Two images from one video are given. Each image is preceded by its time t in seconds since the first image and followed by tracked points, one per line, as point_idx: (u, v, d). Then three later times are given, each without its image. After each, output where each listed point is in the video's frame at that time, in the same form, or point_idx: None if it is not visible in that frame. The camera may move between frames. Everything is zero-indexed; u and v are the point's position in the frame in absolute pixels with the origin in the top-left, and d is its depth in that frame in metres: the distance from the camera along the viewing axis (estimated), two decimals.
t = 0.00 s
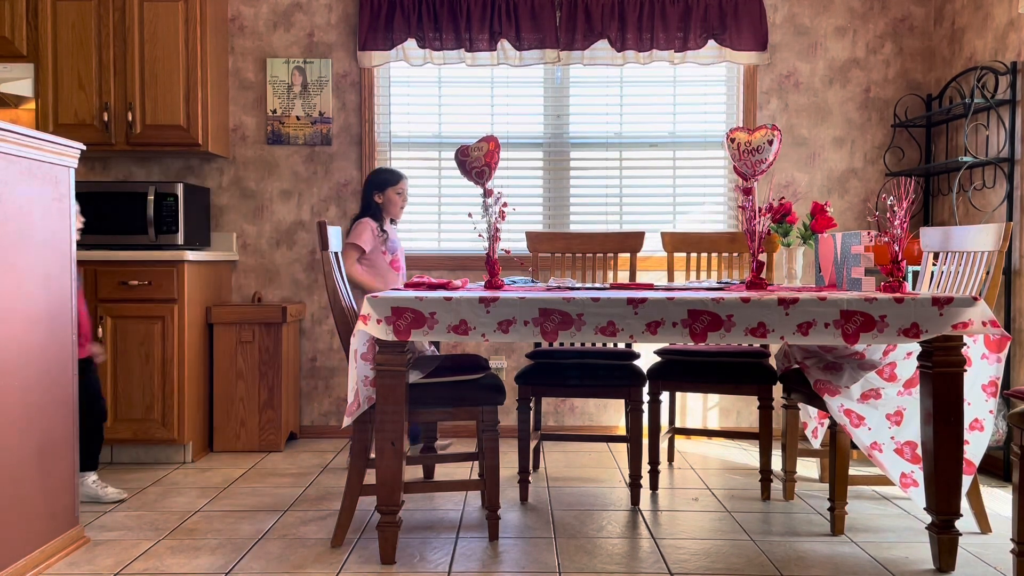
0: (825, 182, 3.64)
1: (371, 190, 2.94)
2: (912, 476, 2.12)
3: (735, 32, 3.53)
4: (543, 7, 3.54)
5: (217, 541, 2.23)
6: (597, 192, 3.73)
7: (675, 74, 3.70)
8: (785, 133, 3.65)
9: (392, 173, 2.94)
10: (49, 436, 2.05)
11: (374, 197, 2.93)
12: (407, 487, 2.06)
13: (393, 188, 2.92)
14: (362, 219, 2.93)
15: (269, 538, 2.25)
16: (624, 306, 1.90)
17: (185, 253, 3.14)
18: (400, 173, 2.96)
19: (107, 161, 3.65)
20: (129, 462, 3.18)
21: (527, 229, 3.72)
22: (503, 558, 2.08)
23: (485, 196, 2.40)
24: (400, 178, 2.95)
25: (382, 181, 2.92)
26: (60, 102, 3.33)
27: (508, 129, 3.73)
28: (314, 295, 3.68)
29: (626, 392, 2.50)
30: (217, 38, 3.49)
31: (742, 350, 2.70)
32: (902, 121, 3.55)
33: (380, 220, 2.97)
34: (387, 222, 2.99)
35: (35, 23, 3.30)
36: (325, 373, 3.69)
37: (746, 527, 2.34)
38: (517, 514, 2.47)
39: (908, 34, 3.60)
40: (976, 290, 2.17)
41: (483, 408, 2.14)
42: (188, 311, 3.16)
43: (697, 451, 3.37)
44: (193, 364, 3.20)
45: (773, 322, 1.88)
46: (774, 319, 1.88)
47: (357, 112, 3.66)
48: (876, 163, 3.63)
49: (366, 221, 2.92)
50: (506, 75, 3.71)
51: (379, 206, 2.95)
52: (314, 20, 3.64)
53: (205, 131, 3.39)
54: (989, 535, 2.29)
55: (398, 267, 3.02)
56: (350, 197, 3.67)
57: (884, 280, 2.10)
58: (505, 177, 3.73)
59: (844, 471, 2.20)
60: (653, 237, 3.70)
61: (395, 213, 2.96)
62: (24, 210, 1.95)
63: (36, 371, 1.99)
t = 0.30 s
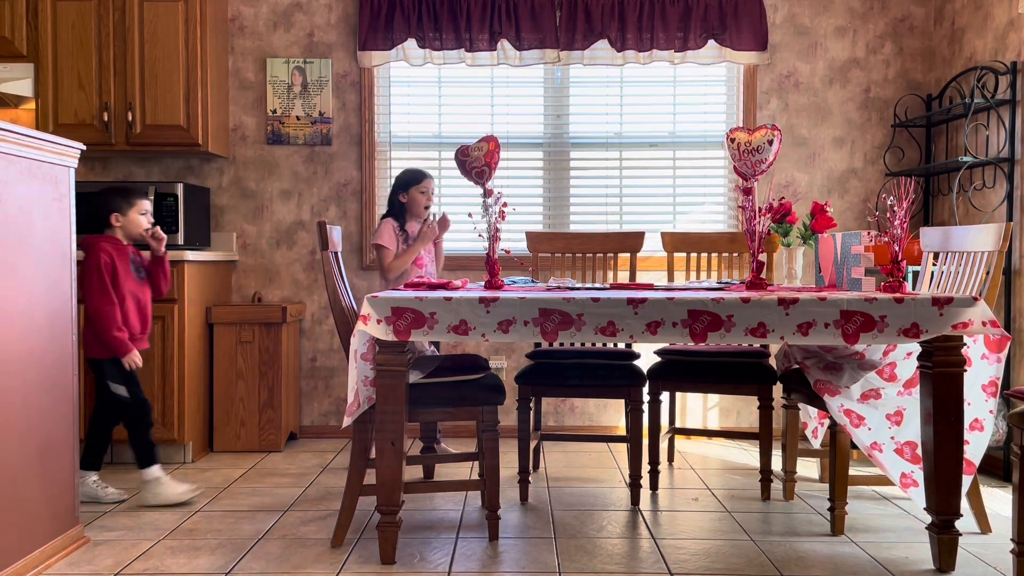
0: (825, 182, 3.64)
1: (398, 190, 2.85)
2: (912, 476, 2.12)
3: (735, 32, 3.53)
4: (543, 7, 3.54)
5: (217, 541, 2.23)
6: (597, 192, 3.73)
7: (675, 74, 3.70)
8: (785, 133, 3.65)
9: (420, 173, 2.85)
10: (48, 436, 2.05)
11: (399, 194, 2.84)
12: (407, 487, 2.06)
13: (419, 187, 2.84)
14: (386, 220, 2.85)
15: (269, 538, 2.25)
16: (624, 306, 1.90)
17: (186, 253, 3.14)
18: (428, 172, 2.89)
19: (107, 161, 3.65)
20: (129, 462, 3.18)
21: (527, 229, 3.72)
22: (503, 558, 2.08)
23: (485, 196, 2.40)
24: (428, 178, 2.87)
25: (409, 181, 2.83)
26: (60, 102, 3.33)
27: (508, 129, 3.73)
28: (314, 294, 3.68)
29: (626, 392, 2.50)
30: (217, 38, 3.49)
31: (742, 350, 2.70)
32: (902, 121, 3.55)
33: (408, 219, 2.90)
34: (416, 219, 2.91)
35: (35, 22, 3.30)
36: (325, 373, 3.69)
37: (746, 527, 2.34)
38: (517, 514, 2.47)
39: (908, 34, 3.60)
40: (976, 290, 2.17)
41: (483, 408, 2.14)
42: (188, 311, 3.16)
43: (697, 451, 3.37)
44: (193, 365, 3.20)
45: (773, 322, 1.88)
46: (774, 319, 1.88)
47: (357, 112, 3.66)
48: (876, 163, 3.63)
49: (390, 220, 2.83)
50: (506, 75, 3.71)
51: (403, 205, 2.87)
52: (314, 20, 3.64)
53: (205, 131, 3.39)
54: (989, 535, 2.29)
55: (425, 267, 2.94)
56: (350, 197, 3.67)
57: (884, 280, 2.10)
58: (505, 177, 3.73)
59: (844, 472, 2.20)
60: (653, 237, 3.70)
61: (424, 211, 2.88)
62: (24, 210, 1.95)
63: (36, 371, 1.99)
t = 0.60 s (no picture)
0: (825, 182, 3.64)
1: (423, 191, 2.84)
2: (912, 476, 2.12)
3: (735, 32, 3.53)
4: (542, 7, 3.54)
5: (217, 541, 2.23)
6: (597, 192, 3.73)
7: (675, 74, 3.70)
8: (785, 133, 3.65)
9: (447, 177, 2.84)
10: (48, 436, 2.05)
11: (422, 190, 2.84)
12: (407, 487, 2.06)
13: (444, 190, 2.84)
14: (411, 215, 2.91)
15: (269, 538, 2.25)
16: (624, 306, 1.90)
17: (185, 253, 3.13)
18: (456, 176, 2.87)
19: (107, 161, 3.65)
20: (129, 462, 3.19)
21: (527, 229, 3.72)
22: (503, 558, 2.08)
23: (485, 196, 2.40)
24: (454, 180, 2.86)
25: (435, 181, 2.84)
26: (60, 102, 3.33)
27: (508, 129, 3.73)
28: (314, 295, 3.68)
29: (626, 392, 2.50)
30: (217, 38, 3.49)
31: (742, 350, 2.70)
32: (902, 121, 3.55)
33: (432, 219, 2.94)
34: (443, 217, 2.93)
35: (35, 22, 3.30)
36: (325, 373, 3.69)
37: (746, 527, 2.34)
38: (517, 514, 2.47)
39: (908, 34, 3.60)
40: (976, 290, 2.17)
41: (483, 408, 2.14)
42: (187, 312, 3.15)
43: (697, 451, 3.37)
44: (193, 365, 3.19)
45: (773, 322, 1.88)
46: (774, 319, 1.88)
47: (357, 113, 3.66)
48: (876, 163, 3.63)
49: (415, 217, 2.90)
50: (506, 75, 3.71)
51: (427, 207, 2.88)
52: (314, 20, 3.64)
53: (205, 131, 3.39)
54: (989, 535, 2.29)
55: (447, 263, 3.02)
56: (350, 197, 3.67)
57: (884, 280, 2.10)
58: (505, 177, 3.73)
59: (844, 472, 2.20)
60: (653, 237, 3.70)
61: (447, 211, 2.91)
62: (24, 210, 1.95)
63: (36, 372, 1.99)
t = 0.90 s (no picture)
0: (825, 182, 3.64)
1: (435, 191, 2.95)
2: (912, 476, 2.12)
3: (735, 32, 3.53)
4: (542, 7, 3.54)
5: (217, 541, 2.23)
6: (596, 192, 3.73)
7: (675, 74, 3.70)
8: (785, 133, 3.65)
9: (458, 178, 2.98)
10: (48, 435, 2.05)
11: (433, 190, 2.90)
12: (407, 487, 2.06)
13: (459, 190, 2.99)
14: (425, 216, 3.03)
15: (269, 538, 2.25)
16: (624, 306, 1.90)
17: (185, 253, 3.13)
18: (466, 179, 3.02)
19: (107, 161, 3.65)
20: (129, 462, 3.19)
21: (527, 229, 3.72)
22: (503, 558, 2.08)
23: (485, 196, 2.40)
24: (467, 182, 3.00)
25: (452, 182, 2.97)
26: (60, 102, 3.33)
27: (508, 129, 3.73)
28: (314, 295, 3.68)
29: (626, 392, 2.50)
30: (217, 38, 3.49)
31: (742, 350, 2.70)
32: (902, 121, 3.55)
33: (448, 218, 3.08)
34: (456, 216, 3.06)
35: (35, 23, 3.30)
36: (325, 373, 3.69)
37: (746, 527, 2.34)
38: (517, 514, 2.47)
39: (908, 34, 3.60)
40: (975, 290, 2.17)
41: (483, 408, 2.14)
42: (187, 311, 3.15)
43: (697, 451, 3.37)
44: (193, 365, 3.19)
45: (773, 322, 1.88)
46: (774, 319, 1.88)
47: (357, 112, 3.66)
48: (876, 163, 3.63)
49: (429, 216, 3.02)
50: (506, 75, 3.71)
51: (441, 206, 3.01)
52: (314, 20, 3.64)
53: (205, 131, 3.39)
54: (989, 535, 2.29)
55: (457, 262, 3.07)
56: (350, 197, 3.67)
57: (884, 280, 2.10)
58: (505, 178, 3.73)
59: (844, 471, 2.20)
60: (653, 237, 3.70)
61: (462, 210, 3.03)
62: (24, 210, 1.95)
63: (36, 371, 1.99)
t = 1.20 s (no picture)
0: (825, 182, 3.64)
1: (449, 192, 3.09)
2: (912, 476, 2.12)
3: (735, 32, 3.53)
4: (543, 7, 3.54)
5: (217, 541, 2.23)
6: (596, 192, 3.73)
7: (675, 74, 3.70)
8: (785, 133, 3.65)
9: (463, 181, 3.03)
10: (48, 435, 2.05)
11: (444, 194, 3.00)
12: (407, 487, 2.06)
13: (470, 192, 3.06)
14: (437, 214, 3.12)
15: (269, 538, 2.25)
16: (624, 306, 1.90)
17: (185, 253, 3.14)
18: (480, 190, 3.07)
19: (107, 161, 3.65)
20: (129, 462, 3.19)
21: (528, 229, 3.72)
22: (503, 558, 2.08)
23: (484, 196, 2.40)
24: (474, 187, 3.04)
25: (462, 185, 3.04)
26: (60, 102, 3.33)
27: (508, 129, 3.73)
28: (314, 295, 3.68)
29: (626, 392, 2.50)
30: (217, 38, 3.49)
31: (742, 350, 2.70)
32: (902, 121, 3.55)
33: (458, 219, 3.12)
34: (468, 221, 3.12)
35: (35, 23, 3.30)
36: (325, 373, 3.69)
37: (746, 527, 2.34)
38: (517, 514, 2.47)
39: (908, 34, 3.60)
40: (976, 290, 2.16)
41: (483, 408, 2.14)
42: (187, 311, 3.16)
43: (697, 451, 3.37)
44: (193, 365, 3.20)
45: (773, 322, 1.88)
46: (774, 319, 1.88)
47: (357, 112, 3.66)
48: (876, 163, 3.63)
49: (440, 216, 3.10)
50: (506, 75, 3.71)
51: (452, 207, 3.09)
52: (314, 20, 3.64)
53: (205, 131, 3.39)
54: (989, 535, 2.29)
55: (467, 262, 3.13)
56: (350, 197, 3.67)
57: (884, 280, 2.10)
58: (505, 178, 3.73)
59: (844, 471, 2.20)
60: (653, 237, 3.70)
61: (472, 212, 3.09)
62: (24, 209, 1.95)
63: (36, 371, 1.99)
